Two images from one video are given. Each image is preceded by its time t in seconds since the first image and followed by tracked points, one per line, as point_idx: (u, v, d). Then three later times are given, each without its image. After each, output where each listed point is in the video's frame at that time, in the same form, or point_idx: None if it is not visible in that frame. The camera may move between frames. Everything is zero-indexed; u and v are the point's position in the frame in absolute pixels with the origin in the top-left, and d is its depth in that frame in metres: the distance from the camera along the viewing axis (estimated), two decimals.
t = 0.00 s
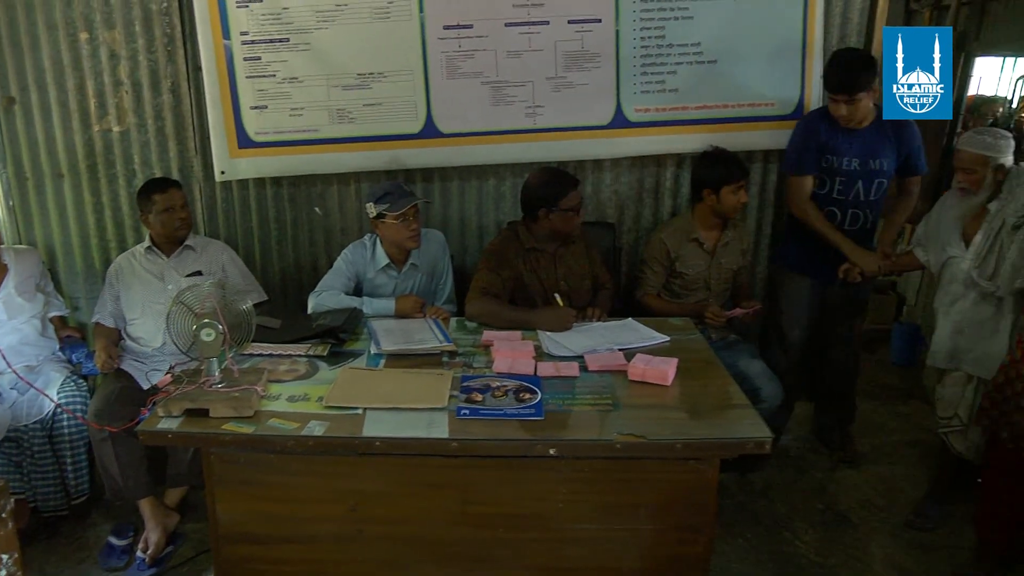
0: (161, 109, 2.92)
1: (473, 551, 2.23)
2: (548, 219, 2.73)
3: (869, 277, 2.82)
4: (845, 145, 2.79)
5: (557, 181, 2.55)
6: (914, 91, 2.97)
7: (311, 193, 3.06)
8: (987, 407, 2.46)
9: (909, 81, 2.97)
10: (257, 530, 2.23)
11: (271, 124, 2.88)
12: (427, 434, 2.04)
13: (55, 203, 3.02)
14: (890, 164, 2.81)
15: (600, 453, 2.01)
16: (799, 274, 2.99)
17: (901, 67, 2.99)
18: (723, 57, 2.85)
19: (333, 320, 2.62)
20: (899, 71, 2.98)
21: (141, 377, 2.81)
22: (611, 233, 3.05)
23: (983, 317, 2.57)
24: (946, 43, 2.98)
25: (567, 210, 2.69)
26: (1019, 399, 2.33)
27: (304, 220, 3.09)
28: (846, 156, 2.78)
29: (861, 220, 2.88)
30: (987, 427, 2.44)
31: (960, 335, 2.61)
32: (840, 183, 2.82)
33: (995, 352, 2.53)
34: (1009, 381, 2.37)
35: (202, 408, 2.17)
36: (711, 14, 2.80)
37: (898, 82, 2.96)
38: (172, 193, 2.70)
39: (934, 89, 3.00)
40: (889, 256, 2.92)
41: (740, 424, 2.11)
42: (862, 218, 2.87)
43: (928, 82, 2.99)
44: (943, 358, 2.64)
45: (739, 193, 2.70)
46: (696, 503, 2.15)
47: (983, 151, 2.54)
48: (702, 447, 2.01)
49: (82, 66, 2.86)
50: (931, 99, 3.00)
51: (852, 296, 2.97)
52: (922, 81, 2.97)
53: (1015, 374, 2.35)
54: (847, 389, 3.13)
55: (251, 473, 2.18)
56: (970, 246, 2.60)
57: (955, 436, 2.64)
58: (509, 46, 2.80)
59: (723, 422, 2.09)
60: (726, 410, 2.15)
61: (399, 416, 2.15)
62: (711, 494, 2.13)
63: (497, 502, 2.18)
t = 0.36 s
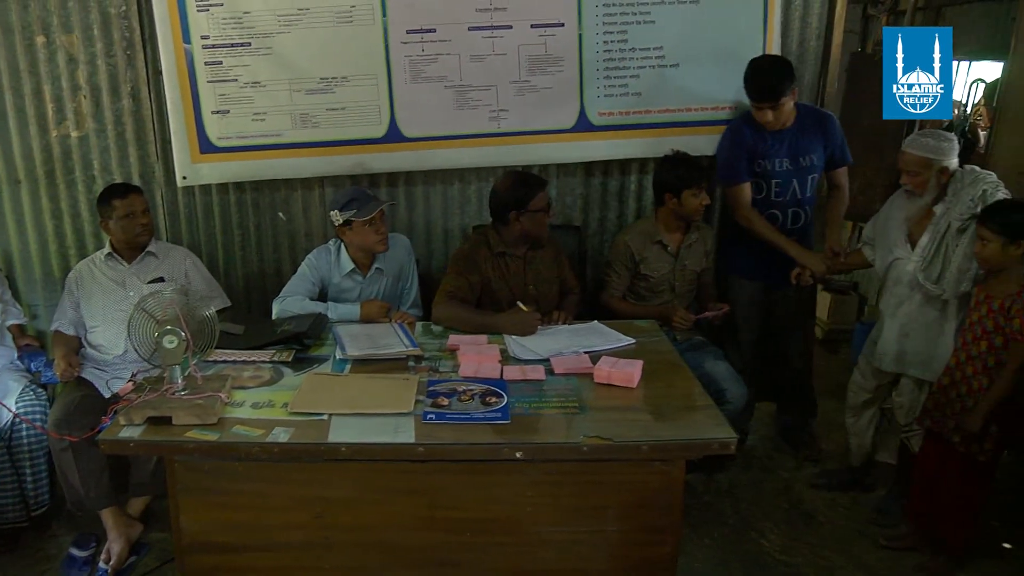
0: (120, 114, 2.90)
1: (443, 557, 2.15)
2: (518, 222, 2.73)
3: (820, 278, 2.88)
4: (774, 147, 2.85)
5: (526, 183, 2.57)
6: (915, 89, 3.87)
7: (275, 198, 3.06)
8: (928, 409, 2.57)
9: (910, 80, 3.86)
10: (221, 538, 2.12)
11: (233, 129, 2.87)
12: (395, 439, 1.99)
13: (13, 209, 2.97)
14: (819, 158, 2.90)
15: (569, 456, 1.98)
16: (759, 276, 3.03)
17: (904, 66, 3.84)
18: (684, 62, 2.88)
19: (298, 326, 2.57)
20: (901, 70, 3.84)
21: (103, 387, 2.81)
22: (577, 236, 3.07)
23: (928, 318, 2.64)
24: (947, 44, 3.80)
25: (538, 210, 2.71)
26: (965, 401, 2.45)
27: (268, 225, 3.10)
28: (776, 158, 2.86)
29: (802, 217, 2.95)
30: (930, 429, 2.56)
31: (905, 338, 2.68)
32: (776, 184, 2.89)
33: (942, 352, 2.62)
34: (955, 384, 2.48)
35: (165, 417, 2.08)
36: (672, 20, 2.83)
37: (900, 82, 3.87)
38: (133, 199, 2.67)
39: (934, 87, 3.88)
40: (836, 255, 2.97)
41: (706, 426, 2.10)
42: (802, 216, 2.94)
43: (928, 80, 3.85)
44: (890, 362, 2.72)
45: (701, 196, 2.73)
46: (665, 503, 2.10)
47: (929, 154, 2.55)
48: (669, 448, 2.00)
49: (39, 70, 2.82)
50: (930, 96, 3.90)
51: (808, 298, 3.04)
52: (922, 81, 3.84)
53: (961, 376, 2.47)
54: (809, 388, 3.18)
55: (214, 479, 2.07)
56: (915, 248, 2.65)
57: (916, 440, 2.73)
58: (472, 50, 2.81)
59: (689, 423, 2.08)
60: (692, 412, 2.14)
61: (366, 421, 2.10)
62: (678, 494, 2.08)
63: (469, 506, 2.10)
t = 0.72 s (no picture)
0: (101, 118, 2.88)
1: (429, 560, 2.14)
2: (508, 223, 2.73)
3: (790, 271, 2.86)
4: (738, 149, 2.90)
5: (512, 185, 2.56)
6: (916, 90, 3.57)
7: (258, 201, 3.06)
8: (897, 409, 2.61)
9: (910, 81, 3.57)
10: (207, 543, 2.10)
11: (215, 132, 2.86)
12: (381, 442, 1.98)
13: None
14: (784, 157, 2.94)
15: (555, 457, 1.98)
16: (741, 276, 3.05)
17: (904, 67, 3.55)
18: (668, 64, 2.92)
19: (282, 329, 2.55)
20: (901, 71, 3.56)
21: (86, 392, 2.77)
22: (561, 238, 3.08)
23: (879, 315, 2.71)
24: (945, 41, 3.43)
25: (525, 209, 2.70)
26: (932, 400, 2.50)
27: (251, 229, 3.09)
28: (742, 159, 2.90)
29: (771, 217, 2.99)
30: (900, 428, 2.60)
31: (859, 335, 2.74)
32: (743, 186, 2.93)
33: (893, 346, 2.69)
34: (922, 384, 2.53)
35: (149, 422, 2.05)
36: (656, 22, 2.86)
37: (900, 82, 3.58)
38: (114, 203, 2.65)
39: (934, 87, 3.55)
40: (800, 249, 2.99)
41: (692, 426, 2.10)
42: (771, 215, 2.98)
43: (929, 80, 3.54)
44: (845, 360, 2.77)
45: (683, 198, 2.74)
46: (650, 504, 2.11)
47: (871, 151, 2.64)
48: (654, 449, 2.00)
49: (18, 73, 2.80)
50: (931, 98, 3.55)
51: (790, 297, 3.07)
52: (922, 81, 3.55)
53: (927, 376, 2.51)
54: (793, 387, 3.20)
55: (198, 484, 2.05)
56: (862, 246, 2.71)
57: (874, 439, 2.79)
58: (455, 52, 2.81)
59: (675, 423, 2.08)
60: (677, 412, 2.15)
61: (351, 424, 2.09)
62: (664, 495, 2.10)
63: (455, 509, 2.09)
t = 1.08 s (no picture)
0: (82, 122, 2.86)
1: (416, 565, 2.13)
2: (499, 227, 2.73)
3: (761, 270, 2.90)
4: (713, 149, 2.93)
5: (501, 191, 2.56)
6: (916, 90, 4.05)
7: (241, 206, 3.04)
8: (864, 408, 2.65)
9: (909, 82, 4.06)
10: (191, 550, 2.08)
11: (198, 136, 2.85)
12: (367, 446, 1.98)
13: None
14: (760, 156, 2.98)
15: (539, 460, 1.98)
16: (724, 277, 3.07)
17: (903, 67, 4.06)
18: (650, 67, 2.95)
19: (266, 333, 2.53)
20: (901, 72, 4.07)
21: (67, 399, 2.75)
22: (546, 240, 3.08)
23: (829, 310, 2.74)
24: (945, 42, 4.03)
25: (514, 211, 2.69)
26: (898, 397, 2.52)
27: (234, 233, 3.08)
28: (717, 160, 2.93)
29: (751, 216, 3.01)
30: (869, 428, 2.62)
31: (810, 331, 2.77)
32: (721, 186, 2.96)
33: (844, 341, 2.72)
34: (887, 382, 2.55)
35: (132, 429, 2.03)
36: (638, 26, 2.89)
37: (900, 83, 4.07)
38: (95, 207, 2.63)
39: (935, 87, 4.04)
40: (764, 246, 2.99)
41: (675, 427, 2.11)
42: (752, 215, 3.01)
43: (930, 80, 4.03)
44: (797, 355, 2.81)
45: (664, 199, 2.75)
46: (635, 506, 2.11)
47: (815, 148, 2.67)
48: (639, 450, 2.01)
49: None
50: (931, 97, 4.07)
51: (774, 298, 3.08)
52: (922, 81, 4.04)
53: (892, 373, 2.53)
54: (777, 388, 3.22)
55: (182, 491, 2.03)
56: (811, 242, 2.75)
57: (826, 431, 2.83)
58: (439, 55, 2.82)
59: (659, 424, 2.09)
60: (660, 413, 2.16)
61: (336, 428, 2.08)
62: (648, 495, 2.10)
63: (441, 513, 2.08)
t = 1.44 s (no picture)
0: (64, 126, 2.85)
1: (404, 570, 2.12)
2: (491, 237, 2.74)
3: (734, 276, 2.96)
4: (691, 153, 2.95)
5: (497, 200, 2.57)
6: (918, 90, 3.22)
7: (225, 210, 3.03)
8: (836, 412, 2.68)
9: (912, 81, 3.25)
10: (177, 557, 2.06)
11: (181, 140, 2.84)
12: (353, 452, 1.97)
13: None
14: (740, 160, 2.99)
15: (525, 463, 1.98)
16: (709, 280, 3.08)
17: (902, 67, 3.27)
18: (634, 70, 2.96)
19: (250, 339, 2.52)
20: (899, 71, 3.28)
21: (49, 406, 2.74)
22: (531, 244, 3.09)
23: (792, 308, 2.77)
24: (946, 42, 3.18)
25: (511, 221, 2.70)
26: (868, 402, 2.55)
27: (218, 238, 3.07)
28: (695, 164, 2.95)
29: (730, 220, 3.03)
30: (839, 432, 2.66)
31: (774, 328, 2.80)
32: (699, 190, 2.98)
33: (807, 339, 2.76)
34: (859, 386, 2.57)
35: (115, 435, 2.02)
36: (622, 30, 2.91)
37: (900, 83, 3.28)
38: (78, 213, 2.61)
39: (934, 88, 3.20)
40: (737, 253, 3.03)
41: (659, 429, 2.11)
42: (730, 219, 3.03)
43: (929, 81, 3.21)
44: (762, 351, 2.83)
45: (647, 199, 2.76)
46: (621, 508, 2.12)
47: (783, 145, 2.70)
48: (624, 453, 2.01)
49: None
50: (931, 99, 3.20)
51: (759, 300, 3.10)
52: (923, 81, 3.22)
53: (862, 377, 2.56)
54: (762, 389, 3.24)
55: (170, 499, 2.01)
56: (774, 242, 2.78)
57: (791, 430, 2.85)
58: (423, 59, 2.82)
59: (643, 427, 2.09)
60: (645, 415, 2.17)
61: (321, 434, 2.07)
62: (634, 498, 2.11)
63: (429, 517, 2.07)
